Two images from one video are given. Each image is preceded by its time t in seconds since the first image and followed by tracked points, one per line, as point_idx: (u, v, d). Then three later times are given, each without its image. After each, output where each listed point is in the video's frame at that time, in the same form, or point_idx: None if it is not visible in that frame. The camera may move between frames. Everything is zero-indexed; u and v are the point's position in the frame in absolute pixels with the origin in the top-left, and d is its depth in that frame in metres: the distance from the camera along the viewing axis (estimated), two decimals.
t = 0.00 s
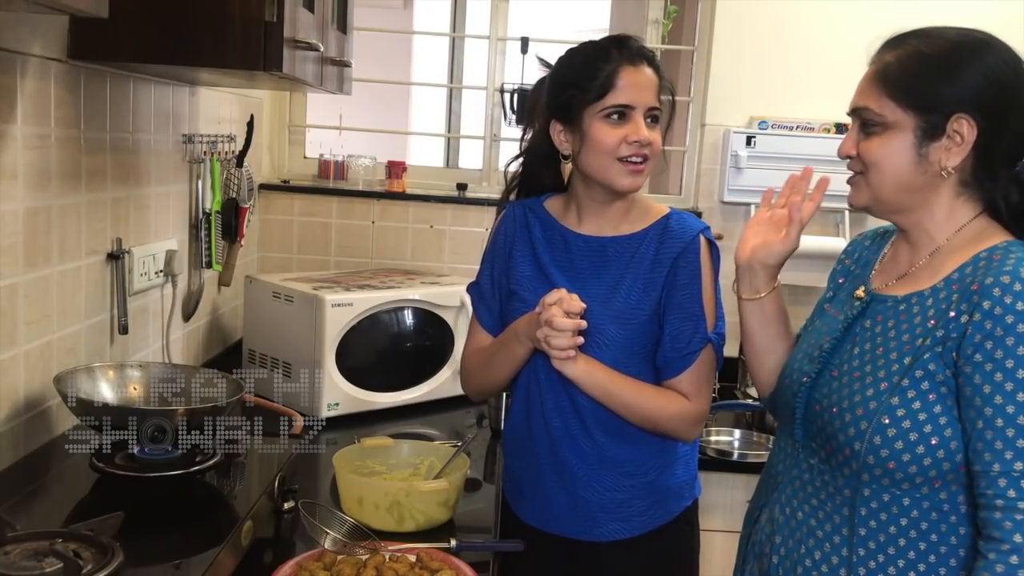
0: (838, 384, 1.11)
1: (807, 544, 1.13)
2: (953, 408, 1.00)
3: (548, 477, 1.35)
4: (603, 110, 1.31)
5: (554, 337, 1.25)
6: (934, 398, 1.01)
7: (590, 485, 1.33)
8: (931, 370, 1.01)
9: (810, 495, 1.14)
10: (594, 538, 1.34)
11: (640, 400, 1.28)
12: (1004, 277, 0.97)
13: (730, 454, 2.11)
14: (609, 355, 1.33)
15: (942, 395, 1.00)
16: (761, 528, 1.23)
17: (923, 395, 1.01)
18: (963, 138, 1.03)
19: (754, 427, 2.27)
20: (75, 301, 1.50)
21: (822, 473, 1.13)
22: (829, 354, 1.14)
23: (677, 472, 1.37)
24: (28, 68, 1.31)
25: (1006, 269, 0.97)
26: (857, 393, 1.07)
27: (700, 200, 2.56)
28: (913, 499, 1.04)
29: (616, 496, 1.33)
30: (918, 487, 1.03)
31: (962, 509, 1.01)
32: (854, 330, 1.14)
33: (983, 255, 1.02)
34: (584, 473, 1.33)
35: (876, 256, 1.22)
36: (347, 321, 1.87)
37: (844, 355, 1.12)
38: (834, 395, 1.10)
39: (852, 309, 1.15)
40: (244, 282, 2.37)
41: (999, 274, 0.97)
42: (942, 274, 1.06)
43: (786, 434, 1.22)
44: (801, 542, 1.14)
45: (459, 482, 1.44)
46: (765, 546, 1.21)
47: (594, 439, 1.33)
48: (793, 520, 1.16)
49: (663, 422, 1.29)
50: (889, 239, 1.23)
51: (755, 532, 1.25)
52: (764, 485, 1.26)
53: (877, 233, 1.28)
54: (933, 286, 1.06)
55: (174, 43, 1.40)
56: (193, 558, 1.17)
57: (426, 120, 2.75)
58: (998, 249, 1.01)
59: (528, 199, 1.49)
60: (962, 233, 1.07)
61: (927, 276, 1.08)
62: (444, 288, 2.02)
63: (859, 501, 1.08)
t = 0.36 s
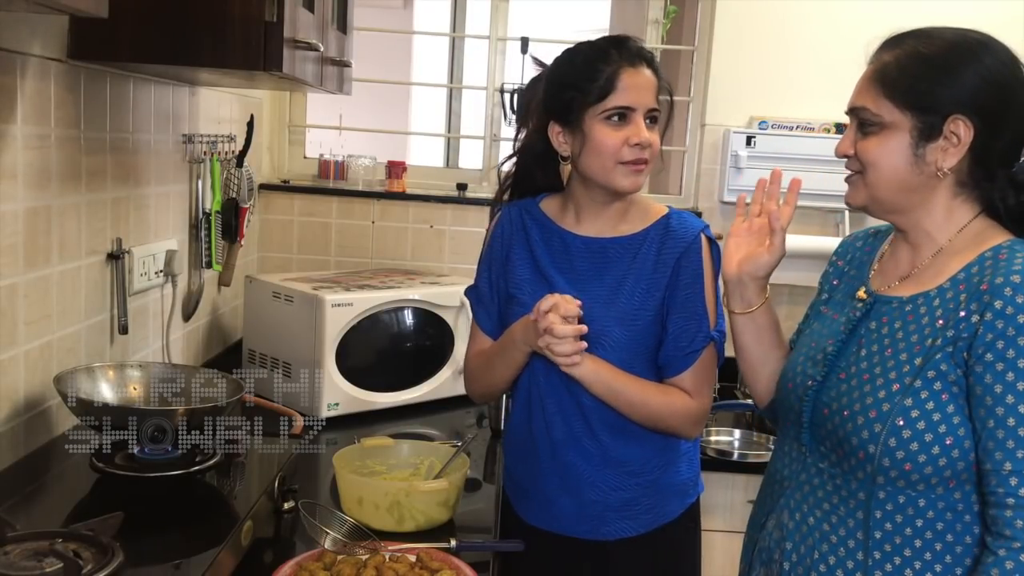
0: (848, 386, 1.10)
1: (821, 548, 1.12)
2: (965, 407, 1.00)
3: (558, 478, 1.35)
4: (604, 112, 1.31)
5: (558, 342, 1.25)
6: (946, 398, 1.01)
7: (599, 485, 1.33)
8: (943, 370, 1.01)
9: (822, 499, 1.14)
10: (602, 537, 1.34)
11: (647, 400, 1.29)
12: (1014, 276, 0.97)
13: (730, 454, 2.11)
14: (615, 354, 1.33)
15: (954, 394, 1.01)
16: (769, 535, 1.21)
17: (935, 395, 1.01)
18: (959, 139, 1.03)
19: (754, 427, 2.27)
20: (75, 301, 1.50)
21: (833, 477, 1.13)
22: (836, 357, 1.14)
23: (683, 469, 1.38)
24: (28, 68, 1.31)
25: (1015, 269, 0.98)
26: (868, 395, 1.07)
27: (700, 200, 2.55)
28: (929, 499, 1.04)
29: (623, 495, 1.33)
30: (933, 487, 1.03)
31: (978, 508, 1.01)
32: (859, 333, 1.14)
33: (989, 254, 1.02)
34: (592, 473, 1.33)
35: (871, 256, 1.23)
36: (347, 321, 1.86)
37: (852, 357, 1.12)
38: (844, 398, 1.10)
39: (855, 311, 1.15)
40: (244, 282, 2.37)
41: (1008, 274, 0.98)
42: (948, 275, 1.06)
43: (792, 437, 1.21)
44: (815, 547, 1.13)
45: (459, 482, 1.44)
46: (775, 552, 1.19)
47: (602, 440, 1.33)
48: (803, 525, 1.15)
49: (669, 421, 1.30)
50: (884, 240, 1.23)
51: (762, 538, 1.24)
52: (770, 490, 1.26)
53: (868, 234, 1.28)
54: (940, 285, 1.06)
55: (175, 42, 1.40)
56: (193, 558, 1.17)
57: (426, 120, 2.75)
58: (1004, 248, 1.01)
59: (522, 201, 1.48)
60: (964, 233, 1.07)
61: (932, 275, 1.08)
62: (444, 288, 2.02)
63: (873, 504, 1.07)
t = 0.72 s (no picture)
0: (841, 383, 1.10)
1: (815, 544, 1.12)
2: (956, 404, 1.00)
3: (554, 475, 1.35)
4: (603, 122, 1.31)
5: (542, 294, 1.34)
6: (937, 394, 1.01)
7: (604, 484, 1.33)
8: (935, 366, 1.01)
9: (815, 495, 1.14)
10: (612, 536, 1.34)
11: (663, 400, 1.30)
12: (1006, 274, 0.97)
13: (730, 454, 2.10)
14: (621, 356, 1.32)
15: (946, 390, 1.00)
16: (764, 531, 1.22)
17: (926, 391, 1.01)
18: (957, 140, 1.03)
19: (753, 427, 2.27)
20: (75, 301, 1.50)
21: (826, 473, 1.13)
22: (829, 354, 1.14)
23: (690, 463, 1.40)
24: (28, 68, 1.31)
25: (1007, 266, 0.97)
26: (860, 391, 1.07)
27: (700, 200, 2.55)
28: (920, 495, 1.03)
29: (630, 493, 1.33)
30: (924, 483, 1.03)
31: (969, 504, 1.01)
32: (852, 329, 1.13)
33: (981, 253, 1.02)
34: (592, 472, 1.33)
35: (865, 255, 1.23)
36: (347, 321, 1.86)
37: (844, 353, 1.12)
38: (836, 394, 1.10)
39: (849, 308, 1.15)
40: (244, 282, 2.37)
41: (1000, 271, 0.98)
42: (939, 271, 1.06)
43: (786, 434, 1.21)
44: (808, 543, 1.13)
45: (459, 482, 1.44)
46: (771, 549, 1.19)
47: (602, 439, 1.32)
48: (798, 521, 1.15)
49: (689, 418, 1.32)
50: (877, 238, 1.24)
51: (758, 536, 1.24)
52: (765, 486, 1.26)
53: (862, 232, 1.28)
54: (932, 283, 1.05)
55: (174, 42, 1.40)
56: (194, 558, 1.17)
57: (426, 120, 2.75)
58: (997, 246, 1.01)
59: (512, 207, 1.47)
60: (959, 232, 1.07)
61: (926, 273, 1.08)
62: (444, 288, 2.02)
63: (867, 499, 1.07)
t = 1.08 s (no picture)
0: (834, 383, 1.10)
1: (807, 542, 1.12)
2: (949, 407, 0.99)
3: (551, 475, 1.35)
4: (604, 122, 1.30)
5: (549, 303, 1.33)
6: (930, 397, 1.00)
7: (605, 483, 1.33)
8: (928, 370, 1.01)
9: (807, 493, 1.14)
10: (616, 536, 1.34)
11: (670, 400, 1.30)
12: (1002, 281, 0.96)
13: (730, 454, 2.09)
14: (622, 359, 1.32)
15: (938, 394, 1.00)
16: (756, 529, 1.21)
17: (919, 394, 1.01)
18: (966, 150, 1.02)
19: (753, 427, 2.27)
20: (75, 301, 1.50)
21: (818, 472, 1.13)
22: (823, 354, 1.14)
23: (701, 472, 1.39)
24: (28, 68, 1.31)
25: (1003, 273, 0.97)
26: (853, 392, 1.07)
27: (700, 200, 2.55)
28: (911, 496, 1.03)
29: (631, 493, 1.34)
30: (914, 484, 1.03)
31: (958, 503, 1.01)
32: (847, 330, 1.13)
33: (977, 257, 1.02)
34: (589, 473, 1.33)
35: (858, 250, 1.23)
36: (347, 322, 1.86)
37: (838, 353, 1.12)
38: (829, 395, 1.10)
39: (843, 307, 1.15)
40: (244, 282, 2.38)
41: (995, 278, 0.97)
42: (935, 273, 1.06)
43: (780, 432, 1.21)
44: (801, 541, 1.13)
45: (459, 482, 1.44)
46: (762, 546, 1.19)
47: (600, 440, 1.33)
48: (790, 519, 1.15)
49: (691, 417, 1.32)
50: (869, 234, 1.24)
51: (750, 532, 1.24)
52: (757, 485, 1.25)
53: (853, 228, 1.29)
54: (926, 285, 1.06)
55: (175, 42, 1.40)
56: (194, 558, 1.17)
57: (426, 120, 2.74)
58: (992, 251, 1.01)
59: (509, 208, 1.47)
60: (955, 234, 1.07)
61: (921, 273, 1.08)
62: (444, 288, 2.02)
63: (858, 498, 1.07)
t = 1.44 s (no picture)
0: (832, 382, 1.10)
1: (811, 543, 1.12)
2: (949, 402, 1.00)
3: (551, 475, 1.35)
4: (603, 121, 1.30)
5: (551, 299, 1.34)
6: (931, 392, 1.01)
7: (604, 483, 1.33)
8: (928, 366, 1.01)
9: (809, 494, 1.13)
10: (616, 536, 1.34)
11: (668, 400, 1.30)
12: (999, 274, 0.97)
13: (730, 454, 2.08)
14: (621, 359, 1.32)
15: (938, 389, 1.00)
16: (757, 530, 1.21)
17: (920, 390, 1.01)
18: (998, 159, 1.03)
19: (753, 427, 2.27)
20: (74, 301, 1.50)
21: (820, 472, 1.12)
22: (820, 353, 1.14)
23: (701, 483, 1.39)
24: (28, 69, 1.31)
25: (1000, 266, 0.98)
26: (854, 390, 1.07)
27: (700, 200, 2.55)
28: (914, 492, 1.03)
29: (631, 493, 1.34)
30: (917, 480, 1.03)
31: (959, 497, 1.01)
32: (843, 330, 1.13)
33: (970, 253, 1.03)
34: (588, 473, 1.33)
35: (844, 254, 1.23)
36: (347, 321, 1.86)
37: (836, 353, 1.12)
38: (829, 395, 1.10)
39: (838, 308, 1.14)
40: (244, 282, 2.38)
41: (992, 272, 0.98)
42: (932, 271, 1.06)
43: (777, 432, 1.21)
44: (804, 542, 1.13)
45: (459, 482, 1.44)
46: (764, 548, 1.19)
47: (600, 439, 1.32)
48: (792, 520, 1.15)
49: (690, 418, 1.32)
50: (857, 236, 1.24)
51: (749, 536, 1.24)
52: (757, 494, 1.24)
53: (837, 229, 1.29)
54: (923, 283, 1.06)
55: (175, 42, 1.40)
56: (194, 558, 1.17)
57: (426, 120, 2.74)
58: (984, 247, 1.02)
59: (512, 207, 1.47)
60: (949, 230, 1.08)
61: (915, 271, 1.08)
62: (444, 288, 2.02)
63: (861, 497, 1.07)
